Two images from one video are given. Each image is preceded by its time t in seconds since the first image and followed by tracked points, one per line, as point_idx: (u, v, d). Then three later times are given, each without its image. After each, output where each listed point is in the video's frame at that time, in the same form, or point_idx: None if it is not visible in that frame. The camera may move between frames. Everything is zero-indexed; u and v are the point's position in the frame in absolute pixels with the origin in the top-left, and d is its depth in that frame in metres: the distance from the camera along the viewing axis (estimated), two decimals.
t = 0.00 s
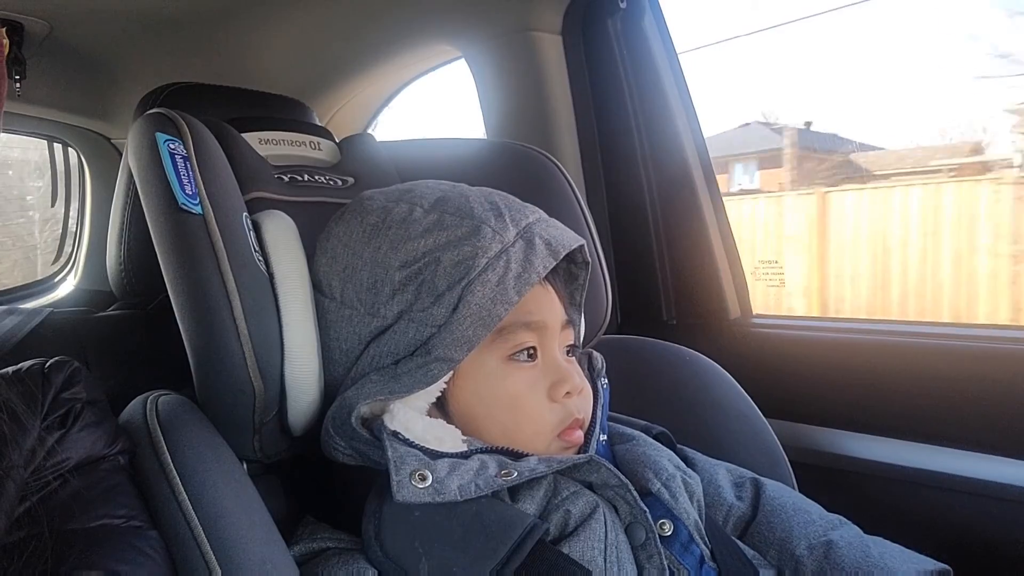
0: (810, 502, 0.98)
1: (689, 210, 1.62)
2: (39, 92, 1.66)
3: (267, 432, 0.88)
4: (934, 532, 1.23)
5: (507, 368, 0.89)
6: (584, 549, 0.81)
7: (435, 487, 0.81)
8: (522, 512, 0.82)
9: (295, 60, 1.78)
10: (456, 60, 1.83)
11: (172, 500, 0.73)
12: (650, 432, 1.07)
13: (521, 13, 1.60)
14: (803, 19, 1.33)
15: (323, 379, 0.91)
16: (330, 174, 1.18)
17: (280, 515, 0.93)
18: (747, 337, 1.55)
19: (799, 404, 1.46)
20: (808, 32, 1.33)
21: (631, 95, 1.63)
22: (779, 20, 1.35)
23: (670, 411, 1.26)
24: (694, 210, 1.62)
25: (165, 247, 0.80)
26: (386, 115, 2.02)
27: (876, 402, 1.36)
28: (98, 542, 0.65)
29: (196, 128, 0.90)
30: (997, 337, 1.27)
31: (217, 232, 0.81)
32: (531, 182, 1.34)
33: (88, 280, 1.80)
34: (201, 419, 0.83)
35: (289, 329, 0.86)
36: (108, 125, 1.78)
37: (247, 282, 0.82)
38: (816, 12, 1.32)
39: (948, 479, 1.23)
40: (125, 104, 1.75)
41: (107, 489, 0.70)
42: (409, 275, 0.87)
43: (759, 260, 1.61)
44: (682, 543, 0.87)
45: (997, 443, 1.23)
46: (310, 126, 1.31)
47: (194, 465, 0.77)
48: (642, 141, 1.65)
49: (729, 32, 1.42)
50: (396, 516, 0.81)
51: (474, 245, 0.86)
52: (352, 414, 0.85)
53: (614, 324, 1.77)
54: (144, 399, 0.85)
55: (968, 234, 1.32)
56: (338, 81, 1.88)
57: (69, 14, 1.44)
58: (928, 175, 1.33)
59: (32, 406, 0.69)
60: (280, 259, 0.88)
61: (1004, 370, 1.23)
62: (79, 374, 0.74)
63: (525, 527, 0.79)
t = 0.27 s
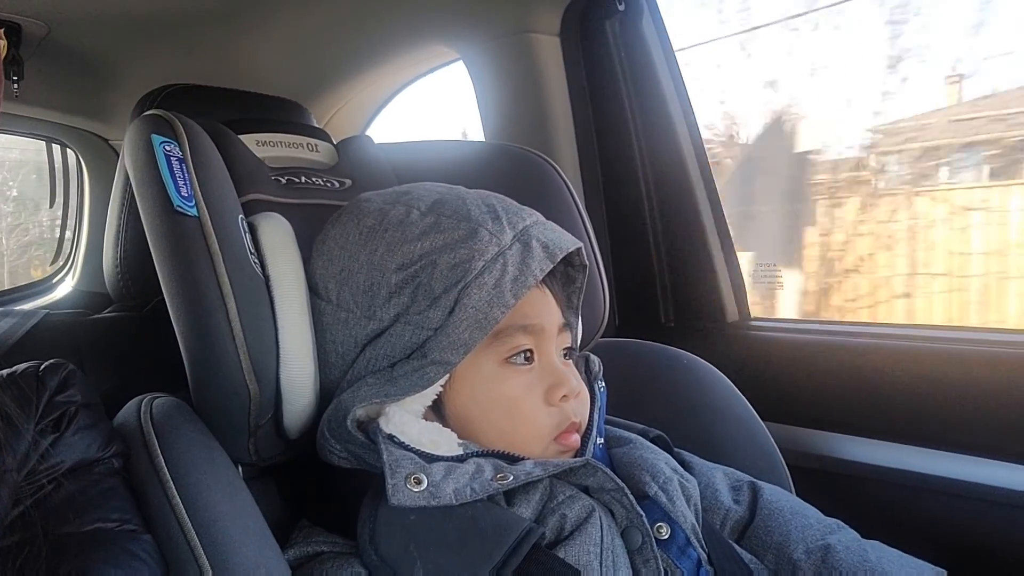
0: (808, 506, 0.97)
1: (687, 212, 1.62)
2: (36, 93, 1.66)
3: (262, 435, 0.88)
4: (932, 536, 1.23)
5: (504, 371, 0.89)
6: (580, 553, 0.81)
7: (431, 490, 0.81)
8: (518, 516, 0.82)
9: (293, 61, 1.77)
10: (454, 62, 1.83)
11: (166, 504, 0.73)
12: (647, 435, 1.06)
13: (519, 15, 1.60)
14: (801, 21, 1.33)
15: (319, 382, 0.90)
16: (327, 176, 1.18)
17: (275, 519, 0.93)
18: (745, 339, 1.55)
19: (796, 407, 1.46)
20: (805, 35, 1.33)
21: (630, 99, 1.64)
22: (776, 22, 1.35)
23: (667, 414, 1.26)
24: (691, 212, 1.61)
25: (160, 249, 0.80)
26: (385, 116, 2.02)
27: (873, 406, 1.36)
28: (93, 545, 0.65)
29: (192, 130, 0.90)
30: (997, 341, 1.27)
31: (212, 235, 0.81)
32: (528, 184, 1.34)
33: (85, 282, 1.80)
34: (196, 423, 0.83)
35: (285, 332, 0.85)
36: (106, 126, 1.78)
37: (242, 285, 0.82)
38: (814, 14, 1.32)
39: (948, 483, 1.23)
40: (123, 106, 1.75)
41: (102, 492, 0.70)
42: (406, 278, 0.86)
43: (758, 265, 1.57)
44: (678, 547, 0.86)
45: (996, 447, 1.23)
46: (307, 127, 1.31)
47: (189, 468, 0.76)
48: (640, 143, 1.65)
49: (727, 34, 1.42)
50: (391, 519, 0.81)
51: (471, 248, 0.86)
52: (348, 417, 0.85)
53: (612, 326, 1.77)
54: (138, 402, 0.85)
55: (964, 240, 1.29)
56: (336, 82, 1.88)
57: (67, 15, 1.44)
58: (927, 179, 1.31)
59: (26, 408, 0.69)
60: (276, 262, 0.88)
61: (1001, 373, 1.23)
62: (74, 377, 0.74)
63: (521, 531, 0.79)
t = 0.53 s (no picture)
0: (807, 504, 0.98)
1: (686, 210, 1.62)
2: (35, 92, 1.66)
3: (262, 433, 0.88)
4: (931, 533, 1.23)
5: (503, 369, 0.89)
6: (580, 551, 0.81)
7: (431, 488, 0.81)
8: (518, 514, 0.82)
9: (292, 60, 1.77)
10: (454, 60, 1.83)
11: (167, 502, 0.73)
12: (646, 433, 1.06)
13: (518, 14, 1.60)
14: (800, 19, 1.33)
15: (318, 380, 0.90)
16: (326, 175, 1.18)
17: (275, 517, 0.93)
18: (744, 337, 1.55)
19: (795, 405, 1.46)
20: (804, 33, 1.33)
21: (629, 96, 1.63)
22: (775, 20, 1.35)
23: (667, 412, 1.26)
24: (691, 210, 1.62)
25: (160, 248, 0.80)
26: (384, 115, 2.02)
27: (872, 404, 1.36)
28: (94, 543, 0.65)
29: (192, 129, 0.90)
30: (996, 339, 1.27)
31: (212, 234, 0.81)
32: (528, 183, 1.34)
33: (84, 281, 1.79)
34: (197, 421, 0.83)
35: (285, 330, 0.85)
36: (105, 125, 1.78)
37: (242, 284, 0.82)
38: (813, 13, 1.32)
39: (947, 481, 1.23)
40: (122, 105, 1.75)
41: (103, 490, 0.70)
42: (405, 276, 0.86)
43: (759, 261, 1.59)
44: (678, 544, 0.86)
45: (995, 444, 1.23)
46: (306, 126, 1.31)
47: (190, 466, 0.77)
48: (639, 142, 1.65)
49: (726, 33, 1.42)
50: (391, 517, 0.81)
51: (470, 247, 0.86)
52: (348, 415, 0.85)
53: (611, 324, 1.77)
54: (139, 400, 0.85)
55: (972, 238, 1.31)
56: (335, 81, 1.88)
57: (66, 13, 1.44)
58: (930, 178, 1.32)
59: (27, 407, 0.69)
60: (275, 260, 0.88)
61: (1000, 371, 1.24)
62: (74, 375, 0.74)
63: (520, 529, 0.79)
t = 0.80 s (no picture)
0: (809, 501, 0.98)
1: (686, 209, 1.62)
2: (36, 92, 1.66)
3: (265, 432, 0.88)
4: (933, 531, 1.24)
5: (505, 368, 0.89)
6: (582, 549, 0.82)
7: (434, 487, 0.81)
8: (521, 512, 0.82)
9: (292, 59, 1.77)
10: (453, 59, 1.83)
11: (171, 500, 0.73)
12: (648, 431, 1.07)
13: (518, 13, 1.60)
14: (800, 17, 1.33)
15: (321, 379, 0.91)
16: (328, 174, 1.18)
17: (279, 515, 0.93)
18: (744, 335, 1.55)
19: (795, 402, 1.46)
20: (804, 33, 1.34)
21: (629, 95, 1.64)
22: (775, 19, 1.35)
23: (668, 411, 1.26)
24: (691, 209, 1.62)
25: (163, 247, 0.80)
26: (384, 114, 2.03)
27: (873, 402, 1.36)
28: (98, 541, 0.65)
29: (194, 128, 0.90)
30: (995, 337, 1.28)
31: (214, 233, 0.81)
32: (529, 181, 1.34)
33: (85, 280, 1.79)
34: (200, 420, 0.83)
35: (288, 329, 0.86)
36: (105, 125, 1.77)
37: (245, 282, 0.82)
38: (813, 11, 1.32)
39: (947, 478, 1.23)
40: (123, 104, 1.75)
41: (107, 488, 0.70)
42: (407, 275, 0.87)
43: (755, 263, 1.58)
44: (679, 542, 0.87)
45: (994, 442, 1.24)
46: (307, 125, 1.31)
47: (193, 464, 0.77)
48: (639, 140, 1.65)
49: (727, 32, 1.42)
50: (394, 515, 0.82)
51: (472, 245, 0.87)
52: (351, 414, 0.85)
53: (612, 322, 1.77)
54: (142, 399, 0.85)
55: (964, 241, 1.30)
56: (336, 80, 1.88)
57: (67, 13, 1.44)
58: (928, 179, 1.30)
59: (30, 404, 0.69)
60: (278, 260, 0.88)
61: (999, 369, 1.24)
62: (77, 373, 0.74)
63: (523, 527, 0.79)
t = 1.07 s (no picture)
0: (810, 506, 0.98)
1: (688, 211, 1.62)
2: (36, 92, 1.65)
3: (264, 436, 0.88)
4: (935, 536, 1.23)
5: (506, 372, 0.89)
6: (583, 555, 0.81)
7: (434, 492, 0.81)
8: (521, 517, 0.81)
9: (293, 60, 1.77)
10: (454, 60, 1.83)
11: (170, 505, 0.73)
12: (648, 435, 1.06)
13: (519, 14, 1.60)
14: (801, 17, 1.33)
15: (321, 383, 0.90)
16: (328, 176, 1.17)
17: (278, 520, 0.93)
18: (745, 339, 1.55)
19: (797, 406, 1.46)
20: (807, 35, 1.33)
21: (631, 96, 1.63)
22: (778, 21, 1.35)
23: (669, 414, 1.26)
24: (692, 211, 1.62)
25: (162, 251, 0.80)
26: (385, 115, 2.02)
27: (874, 405, 1.36)
28: (97, 546, 0.65)
29: (193, 131, 0.89)
30: (998, 341, 1.27)
31: (214, 236, 0.81)
32: (530, 183, 1.34)
33: (85, 280, 1.78)
34: (199, 425, 0.82)
35: (287, 333, 0.85)
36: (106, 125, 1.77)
37: (245, 287, 0.82)
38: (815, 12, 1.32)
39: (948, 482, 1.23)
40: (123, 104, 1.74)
41: (106, 493, 0.70)
42: (407, 279, 0.86)
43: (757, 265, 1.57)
44: (680, 548, 0.86)
45: (997, 446, 1.23)
46: (308, 127, 1.30)
47: (192, 468, 0.77)
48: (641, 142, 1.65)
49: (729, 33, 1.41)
50: (394, 521, 0.81)
51: (473, 249, 0.86)
52: (350, 418, 0.85)
53: (613, 325, 1.77)
54: (141, 403, 0.85)
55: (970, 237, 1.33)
56: (337, 81, 1.88)
57: (67, 13, 1.44)
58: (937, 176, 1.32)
59: (29, 408, 0.69)
60: (278, 264, 0.88)
61: (1001, 373, 1.23)
62: (76, 377, 0.75)
63: (523, 533, 0.79)
